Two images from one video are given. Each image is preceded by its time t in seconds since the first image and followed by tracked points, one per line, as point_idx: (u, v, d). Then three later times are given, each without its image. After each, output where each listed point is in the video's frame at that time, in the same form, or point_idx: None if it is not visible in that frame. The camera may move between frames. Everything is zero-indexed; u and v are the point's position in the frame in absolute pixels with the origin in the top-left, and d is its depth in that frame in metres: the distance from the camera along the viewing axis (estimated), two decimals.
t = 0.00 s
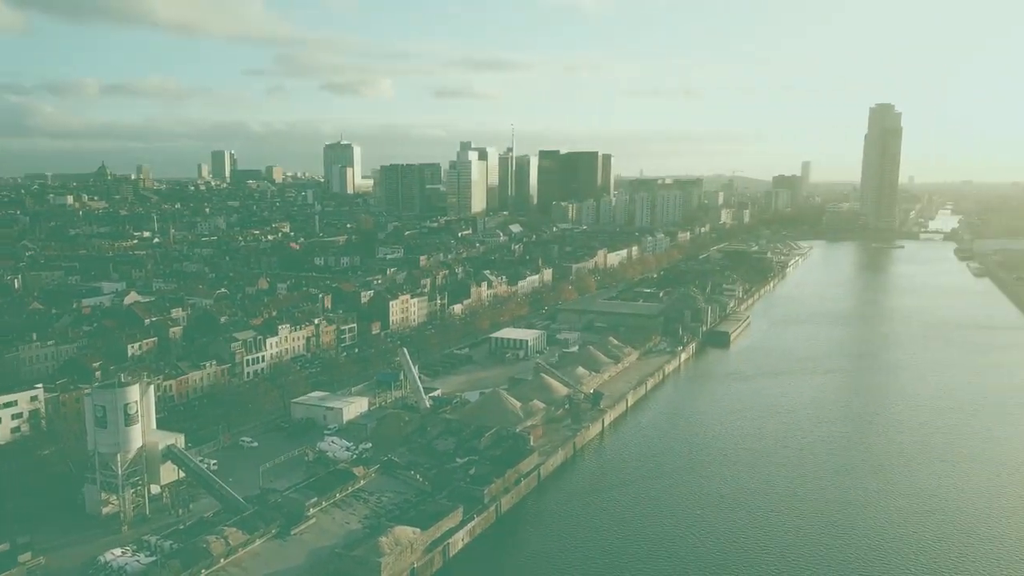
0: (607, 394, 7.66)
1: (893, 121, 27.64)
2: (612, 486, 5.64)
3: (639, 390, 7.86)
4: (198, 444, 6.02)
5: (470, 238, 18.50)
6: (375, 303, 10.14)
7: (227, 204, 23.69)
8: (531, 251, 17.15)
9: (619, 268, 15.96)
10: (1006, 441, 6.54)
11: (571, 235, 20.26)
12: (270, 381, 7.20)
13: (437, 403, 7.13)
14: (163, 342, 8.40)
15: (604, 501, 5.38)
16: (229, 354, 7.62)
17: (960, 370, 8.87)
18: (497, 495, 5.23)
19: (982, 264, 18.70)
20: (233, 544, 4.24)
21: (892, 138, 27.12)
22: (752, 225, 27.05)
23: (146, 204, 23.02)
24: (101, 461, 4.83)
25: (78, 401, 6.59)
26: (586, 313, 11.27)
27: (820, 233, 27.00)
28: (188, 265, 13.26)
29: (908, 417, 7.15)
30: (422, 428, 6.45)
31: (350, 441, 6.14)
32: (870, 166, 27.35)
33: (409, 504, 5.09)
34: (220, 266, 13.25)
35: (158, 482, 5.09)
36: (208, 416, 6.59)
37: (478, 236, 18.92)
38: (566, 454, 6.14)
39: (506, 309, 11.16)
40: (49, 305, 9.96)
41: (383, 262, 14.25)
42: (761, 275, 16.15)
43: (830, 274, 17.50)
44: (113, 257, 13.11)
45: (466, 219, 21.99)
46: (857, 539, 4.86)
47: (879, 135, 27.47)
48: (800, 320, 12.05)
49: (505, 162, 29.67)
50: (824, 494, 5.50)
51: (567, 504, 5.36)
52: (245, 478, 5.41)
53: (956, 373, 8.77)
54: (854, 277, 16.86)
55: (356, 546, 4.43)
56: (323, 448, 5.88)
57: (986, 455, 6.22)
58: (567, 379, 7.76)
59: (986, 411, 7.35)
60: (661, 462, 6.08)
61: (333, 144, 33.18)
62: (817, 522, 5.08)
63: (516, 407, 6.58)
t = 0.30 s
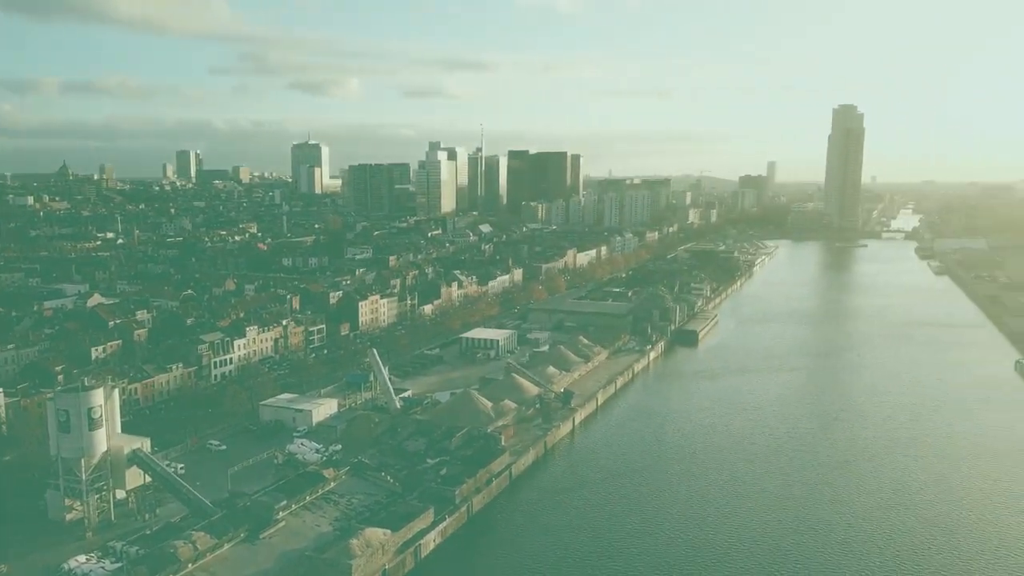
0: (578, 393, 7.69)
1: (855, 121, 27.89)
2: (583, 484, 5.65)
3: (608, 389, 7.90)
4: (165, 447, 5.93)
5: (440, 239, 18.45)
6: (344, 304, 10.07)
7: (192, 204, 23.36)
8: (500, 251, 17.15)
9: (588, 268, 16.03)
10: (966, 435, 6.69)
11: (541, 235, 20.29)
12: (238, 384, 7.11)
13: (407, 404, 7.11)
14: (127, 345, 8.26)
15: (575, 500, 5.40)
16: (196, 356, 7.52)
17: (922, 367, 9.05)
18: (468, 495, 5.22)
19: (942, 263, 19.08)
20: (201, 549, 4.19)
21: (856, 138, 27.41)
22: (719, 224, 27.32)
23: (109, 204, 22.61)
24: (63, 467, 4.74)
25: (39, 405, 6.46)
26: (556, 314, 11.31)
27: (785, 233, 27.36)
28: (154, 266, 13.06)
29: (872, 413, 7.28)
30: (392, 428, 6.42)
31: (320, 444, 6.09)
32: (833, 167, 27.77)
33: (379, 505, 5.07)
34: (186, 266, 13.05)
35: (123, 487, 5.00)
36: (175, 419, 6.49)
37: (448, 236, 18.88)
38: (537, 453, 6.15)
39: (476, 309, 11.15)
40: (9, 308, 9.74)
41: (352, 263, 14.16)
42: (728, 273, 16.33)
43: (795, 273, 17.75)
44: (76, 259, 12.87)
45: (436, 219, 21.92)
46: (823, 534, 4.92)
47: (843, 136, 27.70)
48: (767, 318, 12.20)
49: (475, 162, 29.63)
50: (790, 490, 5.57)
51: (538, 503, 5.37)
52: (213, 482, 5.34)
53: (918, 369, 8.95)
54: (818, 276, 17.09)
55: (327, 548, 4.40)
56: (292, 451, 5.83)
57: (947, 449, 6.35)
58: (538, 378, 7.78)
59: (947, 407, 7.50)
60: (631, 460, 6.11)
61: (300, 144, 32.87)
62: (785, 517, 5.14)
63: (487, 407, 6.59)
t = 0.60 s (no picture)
0: (543, 392, 7.71)
1: (812, 121, 28.32)
2: (548, 484, 5.66)
3: (573, 388, 7.93)
4: (123, 452, 5.82)
5: (403, 239, 18.36)
6: (306, 305, 9.98)
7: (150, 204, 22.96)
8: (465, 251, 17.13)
9: (552, 268, 16.08)
10: (922, 429, 6.85)
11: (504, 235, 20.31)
12: (199, 388, 7.01)
13: (372, 405, 7.06)
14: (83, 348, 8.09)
15: (540, 500, 5.40)
16: (155, 359, 7.39)
17: (879, 363, 9.23)
18: (434, 496, 5.20)
19: (897, 261, 19.48)
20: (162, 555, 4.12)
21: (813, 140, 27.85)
22: (680, 224, 27.61)
23: (63, 204, 22.11)
24: (18, 474, 4.62)
25: None
26: (521, 314, 11.33)
27: (745, 232, 27.73)
28: (111, 268, 12.81)
29: (831, 409, 7.41)
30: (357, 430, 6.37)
31: (283, 446, 6.03)
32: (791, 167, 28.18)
33: (344, 507, 5.03)
34: (144, 268, 12.81)
35: (81, 493, 4.89)
36: (133, 423, 6.38)
37: (412, 236, 18.80)
38: (503, 453, 6.15)
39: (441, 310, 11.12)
40: None
41: (314, 264, 14.03)
42: (689, 272, 16.49)
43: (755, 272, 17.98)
44: (30, 261, 12.57)
45: (400, 219, 21.81)
46: (784, 528, 4.99)
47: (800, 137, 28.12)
48: (729, 317, 12.35)
49: (438, 162, 29.54)
50: (753, 486, 5.64)
51: (504, 503, 5.37)
52: (173, 487, 5.25)
53: (875, 365, 9.13)
54: (778, 275, 17.35)
55: (291, 552, 4.36)
56: (255, 454, 5.76)
57: (904, 443, 6.48)
58: (503, 378, 7.78)
59: (904, 401, 7.67)
60: (596, 459, 6.14)
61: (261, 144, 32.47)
62: (747, 513, 5.20)
63: (452, 407, 6.57)
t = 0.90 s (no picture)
0: (514, 392, 7.71)
1: (778, 121, 28.70)
2: (519, 484, 5.66)
3: (543, 387, 7.94)
4: (88, 457, 5.72)
5: (373, 239, 18.28)
6: (275, 306, 9.88)
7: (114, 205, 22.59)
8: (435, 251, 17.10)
9: (522, 268, 16.09)
10: (886, 424, 6.97)
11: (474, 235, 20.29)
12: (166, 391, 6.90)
13: (342, 408, 7.01)
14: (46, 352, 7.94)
15: (511, 500, 5.40)
16: (120, 362, 7.27)
17: (845, 360, 9.37)
18: (405, 497, 5.18)
19: (862, 259, 19.77)
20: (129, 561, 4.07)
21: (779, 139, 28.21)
22: (649, 224, 27.80)
23: (24, 205, 21.68)
24: None
25: None
26: (491, 314, 11.33)
27: (712, 232, 28.01)
28: (74, 270, 12.58)
29: (798, 406, 7.51)
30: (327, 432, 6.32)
31: (252, 449, 5.96)
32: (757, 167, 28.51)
33: (314, 509, 4.99)
34: (107, 269, 12.60)
35: (43, 500, 4.80)
36: (98, 427, 6.27)
37: (381, 236, 18.71)
38: (474, 453, 6.15)
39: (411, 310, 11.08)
40: None
41: (282, 265, 13.92)
42: (658, 272, 16.61)
43: (723, 271, 18.16)
44: None
45: (369, 219, 21.69)
46: (752, 525, 5.04)
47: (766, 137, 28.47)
48: (698, 315, 12.46)
49: (407, 162, 29.44)
50: (722, 482, 5.69)
51: (476, 503, 5.36)
52: (140, 492, 5.17)
53: (841, 362, 9.27)
54: (746, 273, 17.53)
55: (261, 556, 4.32)
56: (223, 458, 5.69)
57: (872, 439, 6.58)
58: (474, 378, 7.77)
59: (869, 398, 7.80)
60: (569, 458, 6.16)
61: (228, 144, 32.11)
62: (716, 510, 5.24)
63: (423, 408, 6.55)
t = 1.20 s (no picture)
0: (479, 392, 7.71)
1: (737, 122, 29.07)
2: (485, 484, 5.64)
3: (508, 386, 7.95)
4: (44, 463, 5.59)
5: (336, 239, 18.14)
6: (236, 308, 9.75)
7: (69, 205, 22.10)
8: (399, 252, 17.03)
9: (486, 268, 16.09)
10: (844, 419, 7.10)
11: (438, 235, 20.24)
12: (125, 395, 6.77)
13: (305, 410, 6.94)
14: None
15: (476, 500, 5.38)
16: (76, 366, 7.12)
17: (805, 357, 9.53)
18: (370, 499, 5.15)
19: (820, 258, 20.10)
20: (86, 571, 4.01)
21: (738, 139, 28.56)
22: (612, 223, 27.99)
23: None
24: None
25: None
26: (456, 314, 11.32)
27: (674, 231, 28.30)
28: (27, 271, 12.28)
29: (759, 402, 7.61)
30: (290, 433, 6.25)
31: (213, 453, 5.88)
32: (718, 167, 28.84)
33: (278, 512, 4.94)
34: (62, 270, 12.32)
35: None
36: (53, 431, 6.12)
37: (344, 237, 18.57)
38: (440, 454, 6.13)
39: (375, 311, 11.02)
40: None
41: (244, 266, 13.75)
42: (621, 271, 16.73)
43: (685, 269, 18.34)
44: None
45: (332, 220, 21.51)
46: (715, 522, 5.07)
47: (727, 138, 28.84)
48: (661, 314, 12.56)
49: (369, 163, 29.25)
50: (687, 480, 5.73)
51: (442, 504, 5.35)
52: (97, 499, 5.07)
53: (800, 359, 9.42)
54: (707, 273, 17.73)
55: (223, 561, 4.27)
56: (184, 463, 5.61)
57: (833, 434, 6.69)
58: (439, 378, 7.76)
59: (827, 394, 7.94)
60: (534, 458, 6.15)
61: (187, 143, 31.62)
62: (679, 508, 5.28)
63: (388, 410, 6.52)
